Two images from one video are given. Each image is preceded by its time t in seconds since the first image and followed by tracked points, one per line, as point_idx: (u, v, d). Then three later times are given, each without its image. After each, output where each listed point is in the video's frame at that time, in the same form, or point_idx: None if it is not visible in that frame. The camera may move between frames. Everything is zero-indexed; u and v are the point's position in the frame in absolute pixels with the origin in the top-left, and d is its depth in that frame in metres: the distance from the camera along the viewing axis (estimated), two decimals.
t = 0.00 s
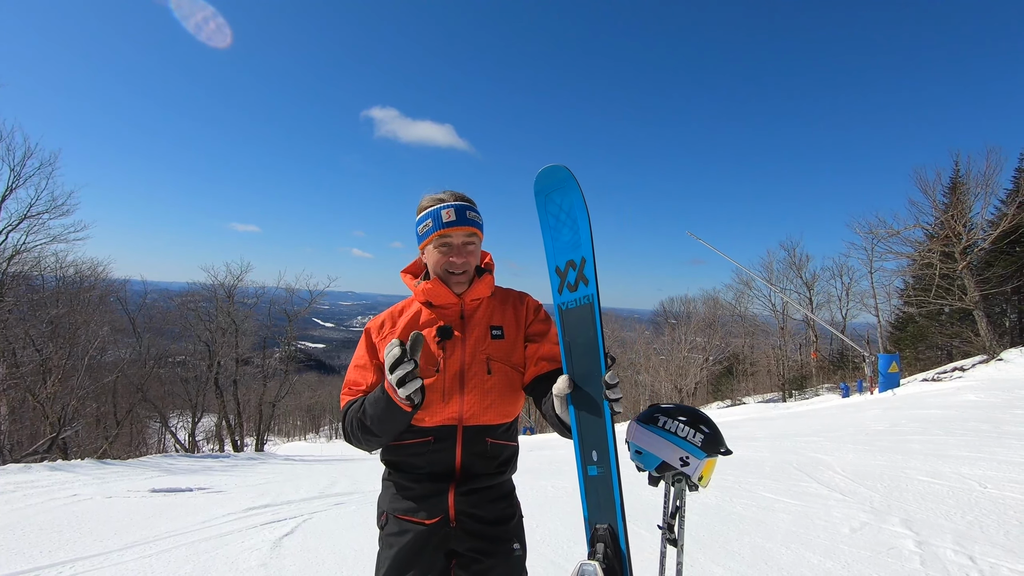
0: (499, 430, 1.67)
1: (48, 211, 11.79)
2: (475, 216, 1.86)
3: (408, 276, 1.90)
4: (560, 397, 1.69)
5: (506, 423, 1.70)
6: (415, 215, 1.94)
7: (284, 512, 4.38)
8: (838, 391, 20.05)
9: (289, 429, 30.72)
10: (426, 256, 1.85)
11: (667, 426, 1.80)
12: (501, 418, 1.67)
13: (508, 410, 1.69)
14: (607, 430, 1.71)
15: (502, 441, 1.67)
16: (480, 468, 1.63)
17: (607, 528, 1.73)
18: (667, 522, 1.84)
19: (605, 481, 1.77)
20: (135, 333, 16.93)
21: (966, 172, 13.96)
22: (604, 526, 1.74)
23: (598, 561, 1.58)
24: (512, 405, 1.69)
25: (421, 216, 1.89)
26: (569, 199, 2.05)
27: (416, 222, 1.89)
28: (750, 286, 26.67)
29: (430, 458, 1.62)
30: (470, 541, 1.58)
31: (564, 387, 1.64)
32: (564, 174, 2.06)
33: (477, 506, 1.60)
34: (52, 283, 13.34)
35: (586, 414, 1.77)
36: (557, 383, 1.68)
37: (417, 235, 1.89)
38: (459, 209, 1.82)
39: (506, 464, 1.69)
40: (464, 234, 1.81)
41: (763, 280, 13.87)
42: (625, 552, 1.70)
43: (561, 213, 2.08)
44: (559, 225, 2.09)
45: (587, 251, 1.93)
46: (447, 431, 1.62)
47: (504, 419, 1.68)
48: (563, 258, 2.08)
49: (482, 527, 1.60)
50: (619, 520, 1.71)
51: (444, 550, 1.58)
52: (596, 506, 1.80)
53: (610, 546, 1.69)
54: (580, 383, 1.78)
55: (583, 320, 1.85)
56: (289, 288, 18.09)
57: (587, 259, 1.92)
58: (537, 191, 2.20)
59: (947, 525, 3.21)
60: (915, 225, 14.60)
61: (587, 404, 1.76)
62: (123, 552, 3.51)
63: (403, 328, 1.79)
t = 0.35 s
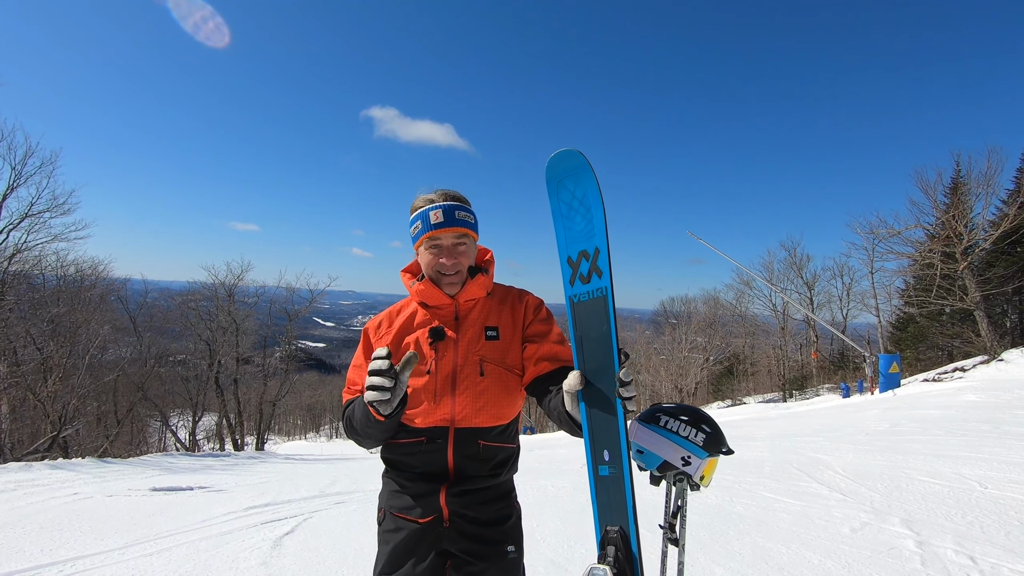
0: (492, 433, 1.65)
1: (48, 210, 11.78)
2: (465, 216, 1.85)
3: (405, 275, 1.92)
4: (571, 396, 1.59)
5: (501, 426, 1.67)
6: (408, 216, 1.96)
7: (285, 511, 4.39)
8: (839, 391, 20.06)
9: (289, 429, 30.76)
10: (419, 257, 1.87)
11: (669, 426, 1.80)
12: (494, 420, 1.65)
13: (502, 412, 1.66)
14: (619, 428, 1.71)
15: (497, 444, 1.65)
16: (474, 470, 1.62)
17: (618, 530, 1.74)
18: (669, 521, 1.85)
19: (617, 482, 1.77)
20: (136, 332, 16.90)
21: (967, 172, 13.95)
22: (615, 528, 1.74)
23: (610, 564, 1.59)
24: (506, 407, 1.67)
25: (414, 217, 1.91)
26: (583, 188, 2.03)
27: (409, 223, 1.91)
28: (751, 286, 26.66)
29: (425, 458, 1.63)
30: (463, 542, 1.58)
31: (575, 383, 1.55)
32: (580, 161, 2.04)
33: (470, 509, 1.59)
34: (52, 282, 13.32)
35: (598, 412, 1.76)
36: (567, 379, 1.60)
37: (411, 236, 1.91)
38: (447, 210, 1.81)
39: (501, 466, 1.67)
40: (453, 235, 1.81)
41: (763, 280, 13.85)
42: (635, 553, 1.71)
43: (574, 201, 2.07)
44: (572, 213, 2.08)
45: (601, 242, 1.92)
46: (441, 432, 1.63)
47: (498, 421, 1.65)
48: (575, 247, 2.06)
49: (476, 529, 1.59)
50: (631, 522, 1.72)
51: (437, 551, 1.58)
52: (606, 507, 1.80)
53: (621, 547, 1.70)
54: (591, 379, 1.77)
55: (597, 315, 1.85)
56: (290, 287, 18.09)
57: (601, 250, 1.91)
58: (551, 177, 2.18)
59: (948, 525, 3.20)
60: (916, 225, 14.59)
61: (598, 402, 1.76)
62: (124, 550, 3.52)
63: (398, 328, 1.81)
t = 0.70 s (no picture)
0: (492, 433, 1.64)
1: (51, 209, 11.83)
2: (465, 216, 1.85)
3: (407, 274, 1.93)
4: (570, 395, 1.59)
5: (501, 426, 1.66)
6: (409, 217, 1.97)
7: (286, 510, 4.39)
8: (840, 392, 20.03)
9: (290, 429, 30.80)
10: (419, 257, 1.87)
11: (670, 427, 1.80)
12: (494, 420, 1.65)
13: (502, 412, 1.66)
14: (620, 429, 1.70)
15: (496, 444, 1.64)
16: (473, 470, 1.62)
17: (619, 533, 1.74)
18: (669, 522, 1.84)
19: (618, 483, 1.77)
20: (137, 331, 16.93)
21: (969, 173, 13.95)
22: (616, 530, 1.75)
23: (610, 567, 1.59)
24: (505, 407, 1.66)
25: (414, 218, 1.92)
26: (583, 184, 2.03)
27: (409, 224, 1.92)
28: (752, 287, 26.65)
29: (424, 457, 1.64)
30: (463, 542, 1.58)
31: (574, 383, 1.54)
32: (580, 159, 2.04)
33: (470, 509, 1.59)
34: (54, 281, 13.36)
35: (598, 412, 1.76)
36: (567, 379, 1.60)
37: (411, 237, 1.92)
38: (447, 210, 1.82)
39: (502, 466, 1.66)
40: (452, 235, 1.81)
41: (765, 281, 13.83)
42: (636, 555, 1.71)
43: (574, 198, 2.07)
44: (571, 209, 2.08)
45: (601, 239, 1.92)
46: (439, 432, 1.63)
47: (497, 421, 1.65)
48: (575, 245, 2.06)
49: (476, 529, 1.59)
50: (632, 525, 1.72)
51: (437, 550, 1.58)
52: (607, 509, 1.80)
53: (622, 550, 1.70)
54: (591, 379, 1.77)
55: (597, 313, 1.85)
56: (291, 287, 18.13)
57: (601, 248, 1.91)
58: (551, 174, 2.18)
59: (949, 526, 3.20)
60: (918, 226, 14.59)
61: (600, 402, 1.75)
62: (126, 549, 3.53)
63: (399, 328, 1.83)
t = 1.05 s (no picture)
0: (495, 433, 1.64)
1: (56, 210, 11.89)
2: (477, 218, 1.86)
3: (416, 272, 1.93)
4: (577, 395, 1.58)
5: (504, 427, 1.66)
6: (421, 216, 1.97)
7: (289, 510, 4.40)
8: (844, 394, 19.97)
9: (292, 429, 30.85)
10: (430, 256, 1.88)
11: (673, 428, 1.79)
12: (497, 420, 1.64)
13: (505, 412, 1.66)
14: (627, 431, 1.70)
15: (499, 444, 1.64)
16: (476, 470, 1.62)
17: (625, 533, 1.75)
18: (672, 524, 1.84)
19: (624, 484, 1.77)
20: (141, 331, 16.97)
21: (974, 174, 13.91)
22: (621, 531, 1.75)
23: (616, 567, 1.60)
24: (508, 408, 1.66)
25: (426, 217, 1.92)
26: (592, 186, 2.02)
27: (421, 222, 1.93)
28: (755, 288, 26.59)
29: (427, 457, 1.64)
30: (464, 543, 1.58)
31: (582, 384, 1.54)
32: (589, 161, 2.04)
33: (472, 509, 1.59)
34: (59, 281, 13.40)
35: (605, 414, 1.76)
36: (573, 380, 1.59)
37: (423, 236, 1.92)
38: (460, 210, 1.83)
39: (504, 467, 1.66)
40: (464, 235, 1.82)
41: (767, 282, 13.80)
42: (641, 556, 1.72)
43: (583, 200, 2.07)
44: (580, 211, 2.08)
45: (610, 241, 1.91)
46: (441, 431, 1.63)
47: (500, 422, 1.65)
48: (583, 247, 2.06)
49: (478, 530, 1.59)
50: (637, 526, 1.72)
51: (439, 549, 1.58)
52: (613, 510, 1.81)
53: (628, 550, 1.70)
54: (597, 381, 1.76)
55: (604, 315, 1.84)
56: (294, 287, 18.19)
57: (610, 250, 1.90)
58: (560, 175, 2.18)
59: (953, 529, 3.19)
60: (921, 227, 14.55)
61: (606, 404, 1.75)
62: (129, 548, 3.53)
63: (405, 325, 1.83)
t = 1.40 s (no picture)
0: (500, 434, 1.64)
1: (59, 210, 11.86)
2: (481, 218, 1.86)
3: (420, 274, 1.93)
4: (586, 397, 1.57)
5: (509, 428, 1.66)
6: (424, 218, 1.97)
7: (290, 510, 4.40)
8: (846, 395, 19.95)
9: (293, 429, 30.87)
10: (435, 258, 1.87)
11: (675, 429, 1.79)
12: (502, 421, 1.64)
13: (509, 414, 1.66)
14: (635, 432, 1.70)
15: (503, 445, 1.65)
16: (481, 471, 1.62)
17: (631, 532, 1.75)
18: (674, 524, 1.83)
19: (631, 485, 1.76)
20: (142, 331, 16.98)
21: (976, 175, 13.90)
22: (628, 530, 1.75)
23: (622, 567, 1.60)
24: (512, 409, 1.66)
25: (429, 220, 1.92)
26: (601, 191, 2.03)
27: (425, 225, 1.93)
28: (756, 289, 26.58)
29: (431, 457, 1.64)
30: (468, 542, 1.57)
31: (590, 385, 1.53)
32: (597, 165, 2.05)
33: (476, 509, 1.59)
34: (61, 281, 13.43)
35: (612, 414, 1.75)
36: (582, 380, 1.58)
37: (427, 238, 1.92)
38: (464, 212, 1.83)
39: (508, 468, 1.66)
40: (469, 237, 1.82)
41: (769, 283, 13.78)
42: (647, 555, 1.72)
43: (591, 204, 2.07)
44: (589, 215, 2.08)
45: (619, 245, 1.91)
46: (446, 432, 1.63)
47: (505, 423, 1.65)
48: (592, 250, 2.06)
49: (482, 531, 1.58)
50: (644, 525, 1.72)
51: (442, 550, 1.58)
52: (620, 510, 1.80)
53: (634, 550, 1.70)
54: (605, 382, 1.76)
55: (613, 318, 1.84)
56: (296, 287, 18.24)
57: (618, 254, 1.91)
58: (568, 178, 2.18)
59: (955, 531, 3.18)
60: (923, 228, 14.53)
61: (614, 404, 1.75)
62: (130, 548, 3.54)
63: (409, 326, 1.83)
